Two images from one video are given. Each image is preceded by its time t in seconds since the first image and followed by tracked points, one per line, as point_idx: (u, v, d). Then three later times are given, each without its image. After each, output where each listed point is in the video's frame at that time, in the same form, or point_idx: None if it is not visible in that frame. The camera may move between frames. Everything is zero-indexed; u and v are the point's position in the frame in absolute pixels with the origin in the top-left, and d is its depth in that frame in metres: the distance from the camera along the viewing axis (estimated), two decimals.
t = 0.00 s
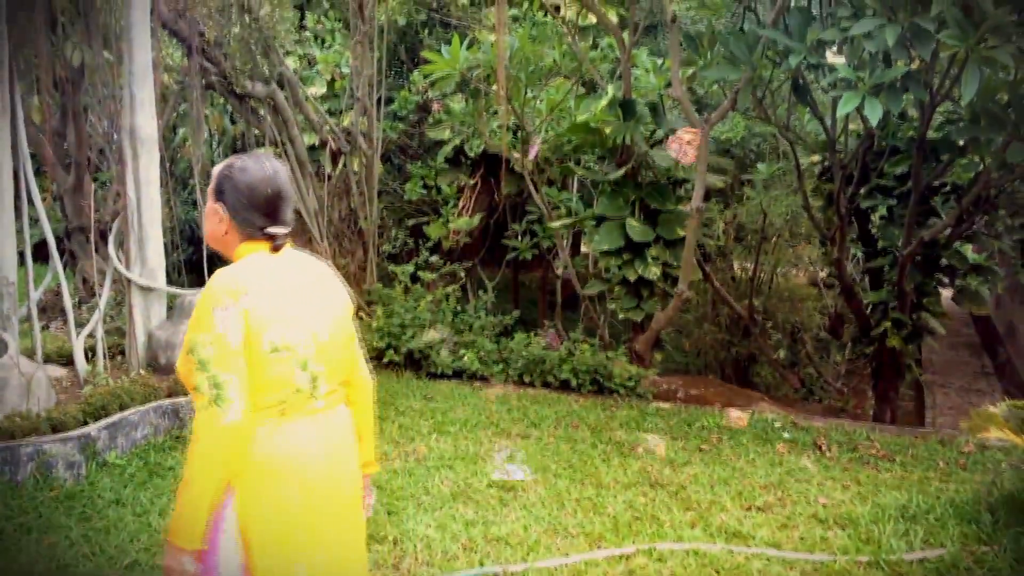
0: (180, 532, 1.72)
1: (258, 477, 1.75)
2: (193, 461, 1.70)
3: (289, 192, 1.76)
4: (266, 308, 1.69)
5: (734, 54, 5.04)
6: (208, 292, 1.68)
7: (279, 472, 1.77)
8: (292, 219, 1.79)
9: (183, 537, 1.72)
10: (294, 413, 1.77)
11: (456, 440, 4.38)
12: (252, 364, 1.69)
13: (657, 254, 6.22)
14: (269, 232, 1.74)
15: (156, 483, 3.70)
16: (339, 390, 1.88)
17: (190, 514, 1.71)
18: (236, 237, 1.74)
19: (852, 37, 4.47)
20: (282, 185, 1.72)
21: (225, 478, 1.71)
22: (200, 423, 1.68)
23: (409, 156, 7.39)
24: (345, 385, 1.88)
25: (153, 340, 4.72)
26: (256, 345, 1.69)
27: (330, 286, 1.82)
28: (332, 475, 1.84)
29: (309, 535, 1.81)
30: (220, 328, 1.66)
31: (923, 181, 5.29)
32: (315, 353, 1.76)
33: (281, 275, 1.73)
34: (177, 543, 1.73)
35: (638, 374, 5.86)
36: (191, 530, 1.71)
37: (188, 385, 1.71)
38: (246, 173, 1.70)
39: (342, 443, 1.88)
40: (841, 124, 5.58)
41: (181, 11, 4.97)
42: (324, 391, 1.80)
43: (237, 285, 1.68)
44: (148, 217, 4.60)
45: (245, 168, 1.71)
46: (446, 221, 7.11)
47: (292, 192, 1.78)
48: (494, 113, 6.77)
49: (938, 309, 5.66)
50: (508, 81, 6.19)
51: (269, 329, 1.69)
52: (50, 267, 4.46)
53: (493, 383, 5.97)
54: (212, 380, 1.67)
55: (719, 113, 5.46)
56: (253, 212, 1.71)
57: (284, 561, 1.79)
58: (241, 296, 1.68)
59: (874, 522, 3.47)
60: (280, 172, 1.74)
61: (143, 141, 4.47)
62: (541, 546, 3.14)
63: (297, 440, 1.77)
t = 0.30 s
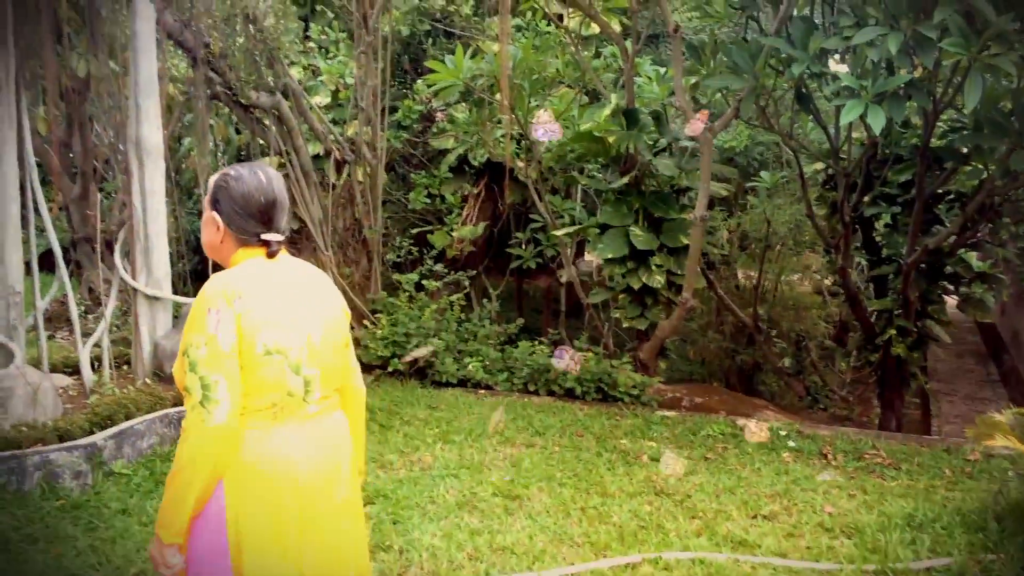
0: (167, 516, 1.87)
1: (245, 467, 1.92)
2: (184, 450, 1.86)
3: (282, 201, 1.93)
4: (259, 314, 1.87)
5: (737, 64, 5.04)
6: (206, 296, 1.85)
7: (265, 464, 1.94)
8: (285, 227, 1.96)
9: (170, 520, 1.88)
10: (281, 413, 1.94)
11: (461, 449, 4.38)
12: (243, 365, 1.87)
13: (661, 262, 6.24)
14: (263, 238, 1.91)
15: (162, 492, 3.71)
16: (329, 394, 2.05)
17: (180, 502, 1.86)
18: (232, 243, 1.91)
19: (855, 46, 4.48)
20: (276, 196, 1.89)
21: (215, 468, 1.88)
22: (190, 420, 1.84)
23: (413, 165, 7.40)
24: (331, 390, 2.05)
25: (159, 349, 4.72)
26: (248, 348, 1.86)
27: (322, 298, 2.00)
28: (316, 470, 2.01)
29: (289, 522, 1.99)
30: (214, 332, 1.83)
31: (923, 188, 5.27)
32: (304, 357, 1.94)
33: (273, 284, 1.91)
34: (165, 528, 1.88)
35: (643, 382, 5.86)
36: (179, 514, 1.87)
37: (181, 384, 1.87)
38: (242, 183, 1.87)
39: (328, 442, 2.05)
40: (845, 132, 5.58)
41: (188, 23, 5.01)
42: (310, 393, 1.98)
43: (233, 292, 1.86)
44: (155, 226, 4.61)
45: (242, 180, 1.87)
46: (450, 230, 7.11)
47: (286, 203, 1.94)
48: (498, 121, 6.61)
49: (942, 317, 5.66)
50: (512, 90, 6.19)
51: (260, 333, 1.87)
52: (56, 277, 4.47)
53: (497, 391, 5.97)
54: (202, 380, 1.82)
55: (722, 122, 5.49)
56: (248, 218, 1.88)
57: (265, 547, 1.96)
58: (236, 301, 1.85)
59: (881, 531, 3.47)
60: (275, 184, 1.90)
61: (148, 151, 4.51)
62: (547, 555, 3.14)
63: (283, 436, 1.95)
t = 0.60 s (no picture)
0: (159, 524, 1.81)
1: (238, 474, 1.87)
2: (175, 457, 1.80)
3: (280, 212, 1.89)
4: (252, 319, 1.82)
5: (744, 72, 5.04)
6: (198, 301, 1.80)
7: (258, 472, 1.88)
8: (281, 237, 1.92)
9: (162, 529, 1.82)
10: (274, 419, 1.89)
11: (469, 458, 4.38)
12: (236, 370, 1.82)
13: (668, 270, 6.23)
14: (260, 247, 1.87)
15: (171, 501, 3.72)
16: (324, 401, 1.99)
17: (172, 510, 1.80)
18: (228, 252, 1.87)
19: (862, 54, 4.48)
20: (272, 205, 1.86)
21: (207, 475, 1.82)
22: (183, 427, 1.78)
23: (420, 174, 7.41)
24: (327, 395, 2.00)
25: (169, 359, 4.72)
26: (240, 353, 1.81)
27: (318, 304, 1.95)
28: (311, 477, 1.95)
29: (284, 530, 1.92)
30: (206, 337, 1.78)
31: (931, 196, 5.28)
32: (298, 363, 1.88)
33: (268, 290, 1.85)
34: (157, 537, 1.82)
35: (651, 391, 5.85)
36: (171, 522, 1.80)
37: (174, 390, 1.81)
38: (239, 193, 1.84)
39: (324, 450, 1.99)
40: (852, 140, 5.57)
41: (197, 35, 5.04)
42: (304, 400, 1.92)
43: (226, 297, 1.81)
44: (165, 236, 4.62)
45: (238, 190, 1.84)
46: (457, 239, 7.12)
47: (283, 214, 1.91)
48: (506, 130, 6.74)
49: (951, 325, 5.65)
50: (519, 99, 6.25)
51: (253, 338, 1.82)
52: (66, 287, 4.50)
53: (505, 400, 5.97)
54: (193, 386, 1.77)
55: (730, 131, 5.49)
56: (245, 228, 1.85)
57: (261, 556, 1.91)
58: (228, 306, 1.80)
59: (891, 539, 3.45)
60: (271, 193, 1.87)
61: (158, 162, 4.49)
62: (555, 564, 3.13)
63: (277, 443, 1.89)
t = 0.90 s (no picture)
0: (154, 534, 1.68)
1: (231, 487, 1.70)
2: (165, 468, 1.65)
3: (271, 216, 1.76)
4: (241, 319, 1.66)
5: (754, 76, 5.04)
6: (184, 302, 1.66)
7: (254, 481, 1.71)
8: (273, 243, 1.78)
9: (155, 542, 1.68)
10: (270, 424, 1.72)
11: (478, 462, 4.38)
12: (225, 374, 1.66)
13: (677, 275, 6.22)
14: (250, 252, 1.73)
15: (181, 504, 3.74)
16: (323, 404, 1.83)
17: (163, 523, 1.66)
18: (220, 258, 1.74)
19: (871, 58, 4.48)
20: (262, 210, 1.72)
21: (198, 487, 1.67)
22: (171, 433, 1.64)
23: (429, 179, 7.42)
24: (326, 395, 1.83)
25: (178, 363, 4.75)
26: (229, 356, 1.65)
27: (312, 302, 1.79)
28: (310, 487, 1.78)
29: (285, 543, 1.75)
30: (191, 338, 1.63)
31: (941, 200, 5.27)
32: (292, 364, 1.71)
33: (259, 287, 1.70)
34: (152, 547, 1.69)
35: (660, 395, 5.84)
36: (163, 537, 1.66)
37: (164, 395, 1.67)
38: (228, 199, 1.70)
39: (325, 457, 1.82)
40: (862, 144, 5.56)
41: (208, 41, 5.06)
42: (302, 402, 1.75)
43: (214, 298, 1.66)
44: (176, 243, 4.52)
45: (227, 196, 1.71)
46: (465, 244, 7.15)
47: (274, 219, 1.77)
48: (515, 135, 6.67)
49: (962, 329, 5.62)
50: (528, 103, 6.27)
51: (242, 339, 1.66)
52: (78, 292, 4.53)
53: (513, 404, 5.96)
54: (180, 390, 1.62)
55: (739, 135, 5.49)
56: (235, 234, 1.71)
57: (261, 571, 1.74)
58: (215, 307, 1.65)
59: (902, 544, 3.44)
60: (261, 199, 1.74)
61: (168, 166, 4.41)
62: (565, 568, 3.13)
63: (272, 452, 1.72)
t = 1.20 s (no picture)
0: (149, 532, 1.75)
1: (224, 477, 1.80)
2: (158, 463, 1.74)
3: (260, 212, 1.82)
4: (228, 318, 1.75)
5: (764, 71, 5.02)
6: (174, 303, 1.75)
7: (244, 472, 1.80)
8: (263, 239, 1.84)
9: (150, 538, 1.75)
10: (258, 417, 1.80)
11: (487, 457, 4.38)
12: (215, 370, 1.75)
13: (687, 270, 6.21)
14: (237, 248, 1.80)
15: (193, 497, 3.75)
16: (313, 399, 1.90)
17: (157, 519, 1.74)
18: (209, 254, 1.81)
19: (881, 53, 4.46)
20: (249, 206, 1.79)
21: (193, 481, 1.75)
22: (162, 430, 1.72)
23: (438, 174, 7.40)
24: (317, 391, 1.91)
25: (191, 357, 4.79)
26: (216, 353, 1.74)
27: (300, 299, 1.86)
28: (301, 479, 1.86)
29: (274, 533, 1.83)
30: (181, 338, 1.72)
31: (953, 195, 5.24)
32: (279, 359, 1.79)
33: (247, 287, 1.78)
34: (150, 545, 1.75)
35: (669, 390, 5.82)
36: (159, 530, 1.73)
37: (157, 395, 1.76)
38: (215, 196, 1.77)
39: (315, 449, 1.89)
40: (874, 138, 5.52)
41: (218, 36, 5.06)
42: (290, 396, 1.83)
43: (202, 298, 1.75)
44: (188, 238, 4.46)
45: (215, 192, 1.78)
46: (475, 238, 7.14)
47: (263, 215, 1.83)
48: (523, 130, 6.69)
49: (975, 324, 5.58)
50: (537, 99, 6.26)
51: (229, 337, 1.74)
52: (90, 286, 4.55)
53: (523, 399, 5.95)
54: (171, 388, 1.71)
55: (750, 129, 5.47)
56: (222, 230, 1.78)
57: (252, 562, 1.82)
58: (204, 307, 1.74)
59: (913, 539, 3.42)
60: (249, 195, 1.80)
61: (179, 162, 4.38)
62: (575, 563, 3.12)
63: (261, 445, 1.81)
